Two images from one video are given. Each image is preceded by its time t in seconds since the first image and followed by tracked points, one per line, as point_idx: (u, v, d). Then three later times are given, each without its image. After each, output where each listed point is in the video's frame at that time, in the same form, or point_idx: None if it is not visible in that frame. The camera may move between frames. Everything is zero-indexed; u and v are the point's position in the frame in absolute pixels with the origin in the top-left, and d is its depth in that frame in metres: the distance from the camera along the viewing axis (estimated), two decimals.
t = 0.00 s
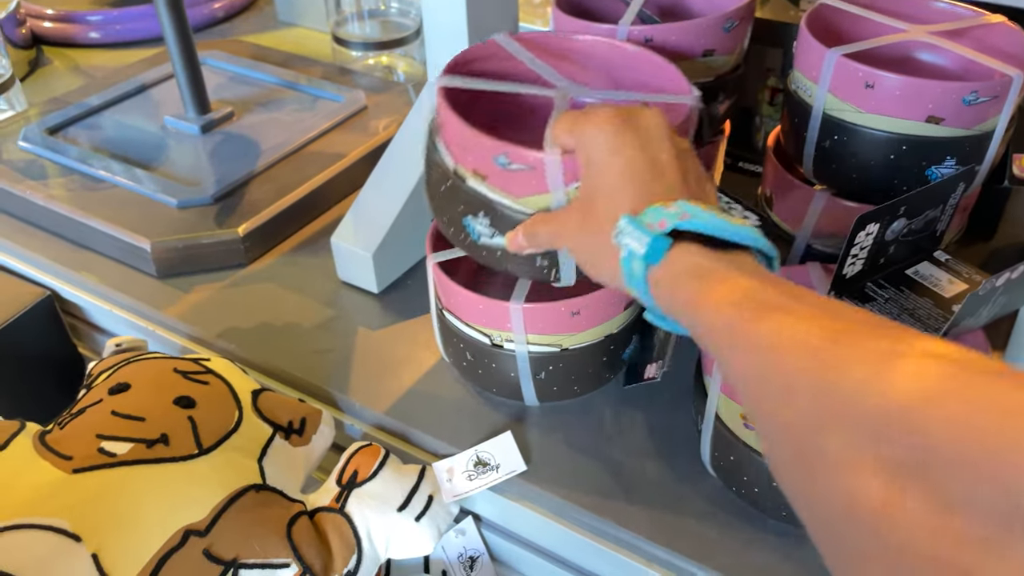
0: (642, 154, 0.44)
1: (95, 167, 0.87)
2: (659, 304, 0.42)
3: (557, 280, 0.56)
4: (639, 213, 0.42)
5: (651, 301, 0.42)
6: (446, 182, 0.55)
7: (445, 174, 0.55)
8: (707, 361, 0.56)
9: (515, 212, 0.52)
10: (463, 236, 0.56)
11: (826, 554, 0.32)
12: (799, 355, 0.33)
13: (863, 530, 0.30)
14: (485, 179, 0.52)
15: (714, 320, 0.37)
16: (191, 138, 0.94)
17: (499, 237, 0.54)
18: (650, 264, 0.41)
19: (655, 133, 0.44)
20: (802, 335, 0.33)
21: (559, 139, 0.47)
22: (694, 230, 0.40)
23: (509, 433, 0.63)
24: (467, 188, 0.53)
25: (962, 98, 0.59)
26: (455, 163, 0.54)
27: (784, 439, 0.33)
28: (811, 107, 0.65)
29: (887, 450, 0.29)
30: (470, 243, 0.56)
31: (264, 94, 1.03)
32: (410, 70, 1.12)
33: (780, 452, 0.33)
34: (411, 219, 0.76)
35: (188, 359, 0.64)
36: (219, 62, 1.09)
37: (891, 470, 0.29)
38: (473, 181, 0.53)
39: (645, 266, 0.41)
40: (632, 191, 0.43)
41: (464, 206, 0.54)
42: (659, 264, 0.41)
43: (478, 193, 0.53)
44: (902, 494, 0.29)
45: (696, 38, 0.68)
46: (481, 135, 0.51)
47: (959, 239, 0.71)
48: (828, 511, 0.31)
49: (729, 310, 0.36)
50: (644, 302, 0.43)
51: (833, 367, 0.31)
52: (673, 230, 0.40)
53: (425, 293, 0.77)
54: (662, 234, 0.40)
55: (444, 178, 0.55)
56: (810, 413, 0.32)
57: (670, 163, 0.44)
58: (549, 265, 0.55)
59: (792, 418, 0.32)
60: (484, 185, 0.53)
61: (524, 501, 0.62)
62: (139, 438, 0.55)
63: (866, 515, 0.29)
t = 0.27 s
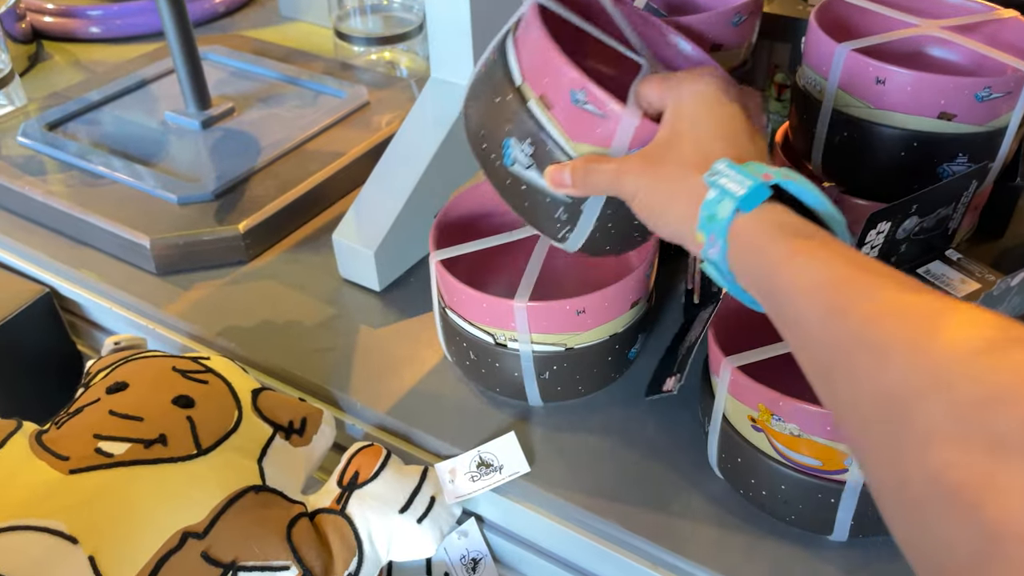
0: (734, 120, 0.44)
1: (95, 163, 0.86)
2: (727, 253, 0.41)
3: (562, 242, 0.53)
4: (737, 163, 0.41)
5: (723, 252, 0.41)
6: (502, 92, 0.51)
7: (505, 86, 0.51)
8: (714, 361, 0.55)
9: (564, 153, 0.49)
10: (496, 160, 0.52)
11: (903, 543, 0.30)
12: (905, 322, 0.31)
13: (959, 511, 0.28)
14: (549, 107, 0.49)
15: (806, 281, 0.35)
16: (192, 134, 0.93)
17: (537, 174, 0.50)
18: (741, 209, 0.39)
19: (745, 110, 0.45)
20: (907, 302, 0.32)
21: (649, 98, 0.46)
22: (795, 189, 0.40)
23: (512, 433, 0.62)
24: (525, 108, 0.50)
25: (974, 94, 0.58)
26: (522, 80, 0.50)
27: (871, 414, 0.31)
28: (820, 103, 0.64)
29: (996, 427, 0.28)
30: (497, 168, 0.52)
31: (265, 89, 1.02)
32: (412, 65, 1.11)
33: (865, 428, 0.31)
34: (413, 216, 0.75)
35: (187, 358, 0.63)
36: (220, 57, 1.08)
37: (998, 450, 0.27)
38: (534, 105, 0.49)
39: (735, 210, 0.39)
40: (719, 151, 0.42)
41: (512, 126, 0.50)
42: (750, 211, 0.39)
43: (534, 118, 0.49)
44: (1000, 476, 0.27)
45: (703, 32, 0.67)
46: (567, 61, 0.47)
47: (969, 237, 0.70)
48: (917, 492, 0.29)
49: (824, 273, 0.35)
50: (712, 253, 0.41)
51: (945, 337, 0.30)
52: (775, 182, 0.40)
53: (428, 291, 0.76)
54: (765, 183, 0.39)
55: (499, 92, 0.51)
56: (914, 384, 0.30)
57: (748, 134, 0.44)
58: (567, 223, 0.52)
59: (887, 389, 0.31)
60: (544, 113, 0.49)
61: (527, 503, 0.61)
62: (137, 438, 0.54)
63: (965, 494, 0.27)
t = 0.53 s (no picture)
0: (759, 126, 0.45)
1: (94, 161, 0.86)
2: (763, 238, 0.41)
3: (572, 242, 0.53)
4: (773, 150, 0.42)
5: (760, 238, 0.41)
6: (510, 93, 0.50)
7: (512, 87, 0.50)
8: (714, 362, 0.54)
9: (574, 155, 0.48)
10: (506, 163, 0.51)
11: (951, 537, 0.30)
12: (951, 313, 0.31)
13: (1013, 504, 0.27)
14: (559, 107, 0.48)
15: (849, 272, 0.35)
16: (191, 132, 0.93)
17: (550, 176, 0.50)
18: (780, 195, 0.40)
19: (774, 116, 0.46)
20: (950, 293, 0.32)
21: (667, 94, 0.47)
22: (833, 175, 0.41)
23: (511, 434, 0.61)
24: (534, 111, 0.49)
25: (978, 93, 0.57)
26: (532, 81, 0.49)
27: (916, 404, 0.31)
28: (822, 102, 0.64)
29: None
30: (507, 171, 0.52)
31: (264, 87, 1.01)
32: (412, 63, 1.10)
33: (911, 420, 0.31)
34: (412, 215, 0.74)
35: (184, 358, 0.63)
36: (219, 55, 1.07)
37: None
38: (544, 106, 0.49)
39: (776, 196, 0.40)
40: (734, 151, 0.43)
41: (522, 127, 0.50)
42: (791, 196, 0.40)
43: (544, 118, 0.49)
44: None
45: (704, 30, 0.67)
46: (575, 60, 0.47)
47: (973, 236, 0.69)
48: (967, 483, 0.29)
49: (869, 263, 0.34)
50: (749, 239, 0.42)
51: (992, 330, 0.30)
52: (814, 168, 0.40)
53: (427, 291, 0.76)
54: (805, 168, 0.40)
55: (507, 95, 0.50)
56: (964, 377, 0.30)
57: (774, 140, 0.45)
58: (580, 225, 0.51)
59: (935, 381, 0.31)
60: (555, 114, 0.48)
61: (526, 505, 0.60)
62: (133, 440, 0.54)
63: (1017, 486, 0.27)
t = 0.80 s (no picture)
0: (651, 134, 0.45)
1: (91, 159, 0.86)
2: (687, 273, 0.40)
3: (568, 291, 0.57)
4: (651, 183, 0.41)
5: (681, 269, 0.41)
6: (441, 212, 0.54)
7: (437, 205, 0.54)
8: (711, 358, 0.54)
9: (517, 230, 0.52)
10: (469, 264, 0.56)
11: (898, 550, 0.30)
12: (859, 335, 0.31)
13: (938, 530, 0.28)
14: (481, 203, 0.52)
15: (761, 304, 0.34)
16: (188, 129, 0.93)
17: (504, 257, 0.54)
18: (675, 231, 0.40)
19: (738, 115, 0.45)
20: (863, 313, 0.31)
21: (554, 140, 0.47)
22: (727, 182, 0.39)
23: (508, 431, 0.61)
24: (462, 215, 0.53)
25: (975, 87, 0.57)
26: (447, 193, 0.53)
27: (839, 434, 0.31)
28: (819, 97, 0.64)
29: (964, 444, 0.28)
30: (475, 269, 0.56)
31: (261, 84, 1.01)
32: (410, 59, 1.10)
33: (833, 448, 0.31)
34: (409, 212, 0.74)
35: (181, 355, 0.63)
36: (216, 52, 1.07)
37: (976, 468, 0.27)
38: (467, 206, 0.53)
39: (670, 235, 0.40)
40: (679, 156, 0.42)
41: (464, 232, 0.54)
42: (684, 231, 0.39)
43: (473, 218, 0.53)
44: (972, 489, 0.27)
45: (700, 26, 0.66)
46: (469, 162, 0.50)
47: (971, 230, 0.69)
48: (900, 508, 0.29)
49: (776, 292, 0.34)
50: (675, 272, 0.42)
51: (900, 348, 0.30)
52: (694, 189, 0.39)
53: (425, 287, 0.76)
54: (683, 197, 0.39)
55: (438, 209, 0.54)
56: (878, 405, 0.30)
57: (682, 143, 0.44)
58: (559, 274, 0.55)
59: (851, 410, 0.30)
60: (479, 209, 0.52)
61: (523, 501, 0.60)
62: (129, 438, 0.54)
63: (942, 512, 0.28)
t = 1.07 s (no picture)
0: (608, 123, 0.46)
1: (82, 155, 0.85)
2: (647, 260, 0.42)
3: (556, 281, 0.57)
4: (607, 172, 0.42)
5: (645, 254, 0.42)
6: (425, 209, 0.55)
7: (420, 202, 0.55)
8: (704, 349, 0.54)
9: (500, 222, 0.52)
10: (454, 259, 0.57)
11: (863, 542, 0.29)
12: (805, 326, 0.30)
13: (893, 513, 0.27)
14: (460, 197, 0.52)
15: (717, 300, 0.34)
16: (180, 125, 0.92)
17: (487, 249, 0.54)
18: (630, 218, 0.41)
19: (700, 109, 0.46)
20: (814, 299, 0.30)
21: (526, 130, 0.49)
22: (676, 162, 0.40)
23: (502, 424, 0.61)
24: (445, 211, 0.54)
25: (967, 76, 0.57)
26: (429, 189, 0.54)
27: (795, 424, 0.30)
28: (812, 87, 0.63)
29: (912, 431, 0.27)
30: (461, 264, 0.57)
31: (253, 79, 1.01)
32: (403, 54, 1.09)
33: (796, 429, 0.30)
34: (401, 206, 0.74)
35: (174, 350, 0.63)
36: (209, 48, 1.07)
37: (922, 453, 0.26)
38: (448, 200, 0.53)
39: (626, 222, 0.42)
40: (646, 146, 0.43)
41: (446, 228, 0.55)
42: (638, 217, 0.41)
43: (454, 212, 0.53)
44: (926, 474, 0.26)
45: (691, 18, 0.66)
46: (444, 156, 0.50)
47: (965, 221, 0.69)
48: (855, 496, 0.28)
49: (732, 286, 0.33)
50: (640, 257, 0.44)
51: (848, 332, 0.29)
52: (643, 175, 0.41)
53: (418, 281, 0.75)
54: (632, 184, 0.41)
55: (421, 206, 0.55)
56: (828, 392, 0.29)
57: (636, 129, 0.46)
58: (544, 263, 0.55)
59: (804, 398, 0.30)
60: (460, 202, 0.53)
61: (517, 494, 0.60)
62: (122, 432, 0.54)
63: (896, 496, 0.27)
